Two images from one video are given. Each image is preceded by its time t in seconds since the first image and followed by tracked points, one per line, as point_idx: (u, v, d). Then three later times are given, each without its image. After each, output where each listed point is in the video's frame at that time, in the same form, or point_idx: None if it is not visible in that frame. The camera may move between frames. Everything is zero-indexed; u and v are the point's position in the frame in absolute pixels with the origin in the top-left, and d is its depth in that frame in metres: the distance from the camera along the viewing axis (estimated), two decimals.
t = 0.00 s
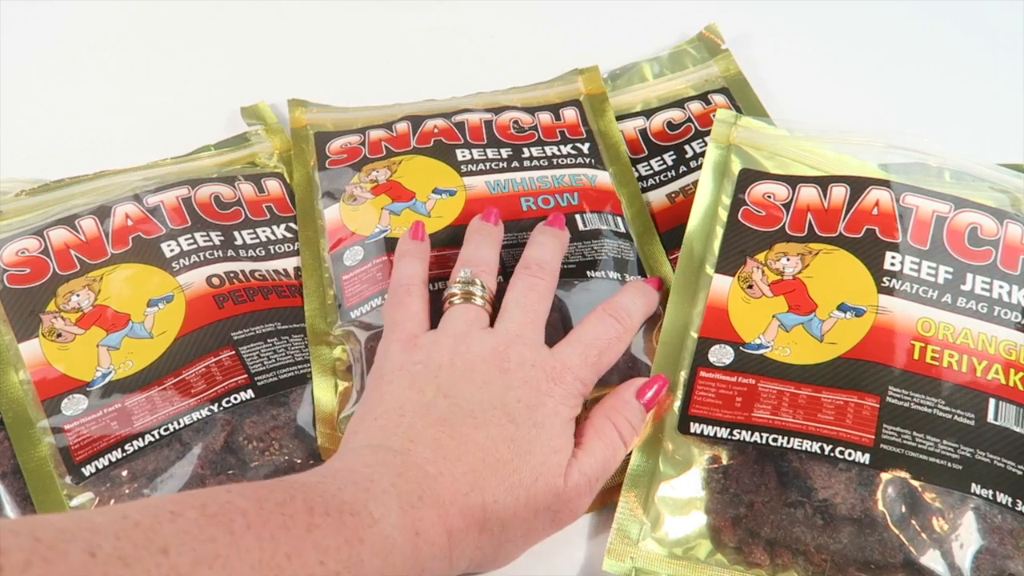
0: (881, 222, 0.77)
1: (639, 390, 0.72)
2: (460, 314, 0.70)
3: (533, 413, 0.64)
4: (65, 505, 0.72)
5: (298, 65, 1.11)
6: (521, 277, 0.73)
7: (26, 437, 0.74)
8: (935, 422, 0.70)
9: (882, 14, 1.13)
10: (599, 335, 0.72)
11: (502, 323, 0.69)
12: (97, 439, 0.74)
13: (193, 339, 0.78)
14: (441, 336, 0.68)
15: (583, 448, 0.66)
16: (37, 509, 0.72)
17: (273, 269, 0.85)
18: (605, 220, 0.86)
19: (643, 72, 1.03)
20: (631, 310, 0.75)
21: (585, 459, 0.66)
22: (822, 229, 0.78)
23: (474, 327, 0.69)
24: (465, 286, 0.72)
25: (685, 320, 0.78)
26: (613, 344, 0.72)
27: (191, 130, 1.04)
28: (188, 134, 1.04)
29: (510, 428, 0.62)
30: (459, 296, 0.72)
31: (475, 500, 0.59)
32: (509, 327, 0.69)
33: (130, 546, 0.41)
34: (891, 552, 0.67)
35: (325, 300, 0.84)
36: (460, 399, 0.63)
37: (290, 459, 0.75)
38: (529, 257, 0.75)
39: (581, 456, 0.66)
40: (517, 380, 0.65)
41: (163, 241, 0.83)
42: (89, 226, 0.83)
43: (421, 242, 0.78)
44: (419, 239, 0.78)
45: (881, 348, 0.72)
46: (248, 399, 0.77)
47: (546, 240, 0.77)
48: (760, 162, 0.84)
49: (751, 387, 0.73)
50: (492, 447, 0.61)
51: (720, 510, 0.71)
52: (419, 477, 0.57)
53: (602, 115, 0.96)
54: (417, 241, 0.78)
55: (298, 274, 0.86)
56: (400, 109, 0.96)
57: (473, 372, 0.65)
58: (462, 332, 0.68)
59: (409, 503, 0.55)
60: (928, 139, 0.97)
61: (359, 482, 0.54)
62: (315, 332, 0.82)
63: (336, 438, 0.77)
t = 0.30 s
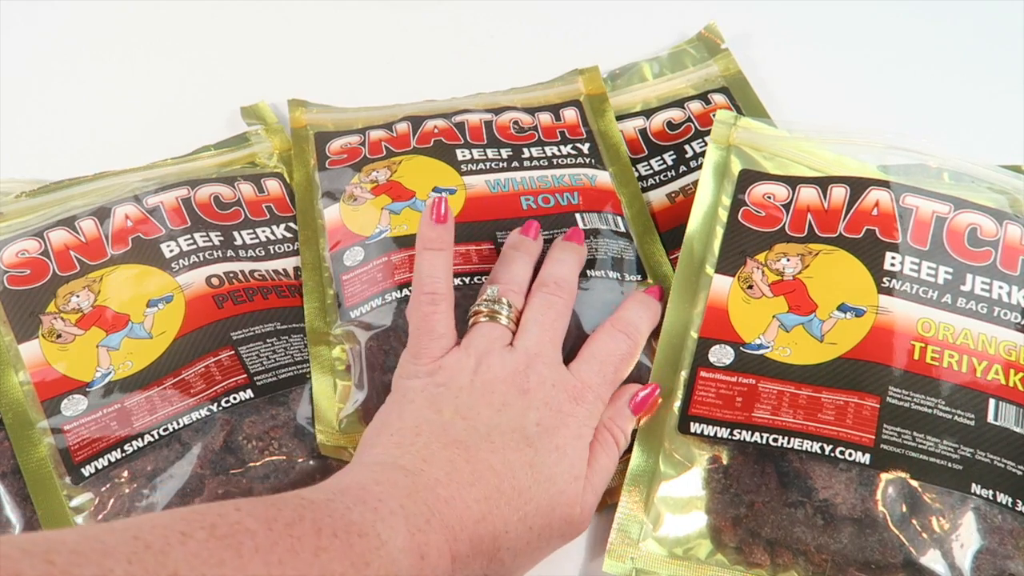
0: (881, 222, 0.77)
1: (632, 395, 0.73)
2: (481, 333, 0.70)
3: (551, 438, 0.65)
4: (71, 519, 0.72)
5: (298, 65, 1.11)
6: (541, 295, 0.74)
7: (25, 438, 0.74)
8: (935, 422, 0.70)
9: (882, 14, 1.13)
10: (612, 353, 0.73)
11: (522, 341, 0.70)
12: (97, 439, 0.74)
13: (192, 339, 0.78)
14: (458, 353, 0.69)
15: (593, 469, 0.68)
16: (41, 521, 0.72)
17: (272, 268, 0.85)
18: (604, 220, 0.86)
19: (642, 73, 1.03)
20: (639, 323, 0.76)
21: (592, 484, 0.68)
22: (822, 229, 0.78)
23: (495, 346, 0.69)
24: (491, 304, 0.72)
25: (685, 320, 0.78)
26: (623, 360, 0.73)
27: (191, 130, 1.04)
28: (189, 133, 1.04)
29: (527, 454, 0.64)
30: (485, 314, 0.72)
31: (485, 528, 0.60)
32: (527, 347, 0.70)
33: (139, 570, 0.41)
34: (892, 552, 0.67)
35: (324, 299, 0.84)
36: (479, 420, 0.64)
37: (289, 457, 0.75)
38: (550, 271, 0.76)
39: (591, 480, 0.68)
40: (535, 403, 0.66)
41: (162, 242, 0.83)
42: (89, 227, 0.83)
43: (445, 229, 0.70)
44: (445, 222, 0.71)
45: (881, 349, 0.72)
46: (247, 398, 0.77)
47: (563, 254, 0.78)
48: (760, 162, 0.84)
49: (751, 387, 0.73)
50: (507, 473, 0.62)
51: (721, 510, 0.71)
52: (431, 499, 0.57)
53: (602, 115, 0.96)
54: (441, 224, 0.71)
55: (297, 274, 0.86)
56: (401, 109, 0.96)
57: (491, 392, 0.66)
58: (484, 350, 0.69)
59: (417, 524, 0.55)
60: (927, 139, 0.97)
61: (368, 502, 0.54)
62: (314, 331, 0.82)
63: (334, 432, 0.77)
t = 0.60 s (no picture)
0: (881, 223, 0.77)
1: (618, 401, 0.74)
2: (466, 344, 0.68)
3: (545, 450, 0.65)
4: (85, 558, 0.71)
5: (298, 65, 1.11)
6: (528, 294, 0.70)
7: (25, 438, 0.74)
8: (935, 422, 0.70)
9: (882, 14, 1.13)
10: (598, 357, 0.72)
11: (509, 351, 0.68)
12: (96, 439, 0.74)
13: (192, 338, 0.78)
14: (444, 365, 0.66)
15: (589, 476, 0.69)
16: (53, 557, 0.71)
17: (272, 269, 0.85)
18: (604, 220, 0.86)
19: (642, 73, 1.03)
20: (623, 322, 0.75)
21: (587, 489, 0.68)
22: (822, 230, 0.78)
23: (482, 358, 0.67)
24: (475, 306, 0.69)
25: (685, 320, 0.78)
26: (609, 362, 0.73)
27: (192, 130, 1.04)
28: (189, 133, 1.04)
29: (524, 469, 0.64)
30: (468, 322, 0.69)
31: (490, 545, 0.60)
32: (516, 356, 0.68)
33: None
34: (892, 552, 0.67)
35: (323, 297, 0.83)
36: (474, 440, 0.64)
37: (289, 456, 0.76)
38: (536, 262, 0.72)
39: (587, 489, 0.68)
40: (528, 418, 0.66)
41: (162, 242, 0.83)
42: (89, 228, 0.83)
43: (426, 237, 0.66)
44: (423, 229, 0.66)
45: (881, 349, 0.72)
46: (247, 398, 0.77)
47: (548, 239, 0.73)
48: (760, 163, 0.84)
49: (752, 387, 0.73)
50: (506, 489, 0.62)
51: (721, 510, 0.71)
52: (433, 517, 0.58)
53: (602, 115, 0.96)
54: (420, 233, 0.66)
55: (297, 274, 0.86)
56: (402, 109, 0.96)
57: (486, 407, 0.65)
58: (472, 364, 0.67)
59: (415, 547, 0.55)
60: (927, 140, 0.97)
61: (368, 525, 0.55)
62: (314, 331, 0.81)
63: (333, 432, 0.77)
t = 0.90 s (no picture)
0: (882, 222, 0.77)
1: (603, 473, 0.71)
2: (446, 404, 0.64)
3: (503, 528, 0.63)
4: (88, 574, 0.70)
5: (298, 65, 1.11)
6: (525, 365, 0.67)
7: (25, 438, 0.74)
8: (936, 422, 0.70)
9: (882, 14, 1.13)
10: (576, 431, 0.69)
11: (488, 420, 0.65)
12: (95, 439, 0.74)
13: (192, 338, 0.78)
14: (422, 419, 0.64)
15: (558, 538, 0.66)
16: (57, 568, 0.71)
17: (271, 268, 0.85)
18: (604, 220, 0.86)
19: (642, 74, 1.03)
20: (611, 396, 0.70)
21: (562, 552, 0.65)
22: (823, 229, 0.78)
23: (461, 423, 0.64)
24: (469, 372, 0.65)
25: (685, 319, 0.78)
26: (584, 436, 0.69)
27: (192, 130, 1.04)
28: (189, 133, 1.04)
29: (493, 525, 0.62)
30: (452, 382, 0.65)
31: None
32: (495, 425, 0.65)
33: None
34: (892, 551, 0.67)
35: (323, 296, 0.83)
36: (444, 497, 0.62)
37: (289, 455, 0.76)
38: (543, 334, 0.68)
39: (559, 549, 0.65)
40: (496, 478, 0.64)
41: (162, 242, 0.83)
42: (88, 228, 0.83)
43: (418, 287, 0.59)
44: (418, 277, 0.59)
45: (882, 348, 0.72)
46: (247, 397, 0.77)
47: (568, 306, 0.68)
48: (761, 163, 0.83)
49: (752, 386, 0.73)
50: (475, 545, 0.61)
51: (721, 508, 0.71)
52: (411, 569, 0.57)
53: (602, 115, 0.96)
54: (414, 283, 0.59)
55: (297, 274, 0.85)
56: (402, 109, 0.96)
57: (457, 468, 0.63)
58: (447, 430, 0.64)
59: None
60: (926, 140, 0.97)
61: None
62: (314, 329, 0.81)
63: (333, 430, 0.77)
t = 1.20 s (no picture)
0: (883, 222, 0.77)
1: (548, 541, 0.66)
2: (336, 488, 0.62)
3: None
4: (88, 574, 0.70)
5: (299, 66, 1.11)
6: (410, 424, 0.65)
7: (24, 437, 0.74)
8: (937, 421, 0.70)
9: (881, 15, 1.13)
10: (486, 481, 0.64)
11: (383, 490, 0.62)
12: (95, 438, 0.74)
13: (192, 337, 0.78)
14: (310, 512, 0.61)
15: None
16: (57, 567, 0.70)
17: (271, 268, 0.85)
18: (604, 220, 0.86)
19: (642, 75, 1.03)
20: (523, 438, 0.65)
21: None
22: (824, 229, 0.78)
23: (355, 499, 0.62)
24: (349, 448, 0.64)
25: (686, 318, 0.78)
26: (498, 487, 0.64)
27: (192, 130, 1.04)
28: (190, 133, 1.04)
29: None
30: (339, 465, 0.63)
31: None
32: (392, 494, 0.62)
33: None
34: (893, 550, 0.67)
35: (323, 297, 0.84)
36: None
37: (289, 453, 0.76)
38: (417, 383, 0.67)
39: None
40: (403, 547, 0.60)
41: (163, 242, 0.83)
42: (88, 228, 0.83)
43: (261, 376, 0.69)
44: (258, 371, 0.69)
45: (882, 347, 0.72)
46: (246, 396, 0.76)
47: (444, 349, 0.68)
48: (761, 163, 0.83)
49: (753, 385, 0.73)
50: None
51: (721, 507, 0.71)
52: None
53: (602, 115, 0.96)
54: (256, 372, 0.69)
55: (297, 273, 0.85)
56: (403, 110, 0.96)
57: (355, 545, 0.59)
58: (340, 510, 0.61)
59: None
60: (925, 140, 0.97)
61: None
62: (314, 329, 0.82)
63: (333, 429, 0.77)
